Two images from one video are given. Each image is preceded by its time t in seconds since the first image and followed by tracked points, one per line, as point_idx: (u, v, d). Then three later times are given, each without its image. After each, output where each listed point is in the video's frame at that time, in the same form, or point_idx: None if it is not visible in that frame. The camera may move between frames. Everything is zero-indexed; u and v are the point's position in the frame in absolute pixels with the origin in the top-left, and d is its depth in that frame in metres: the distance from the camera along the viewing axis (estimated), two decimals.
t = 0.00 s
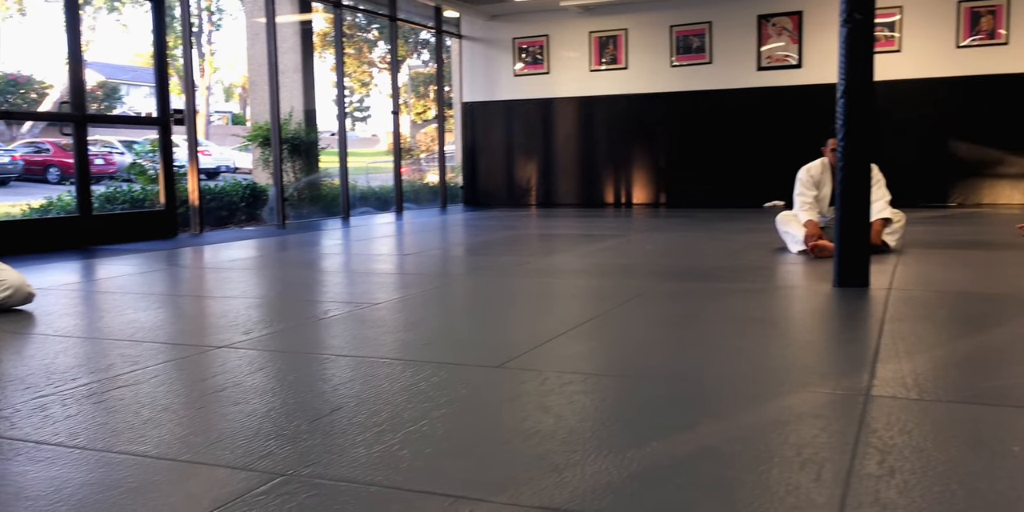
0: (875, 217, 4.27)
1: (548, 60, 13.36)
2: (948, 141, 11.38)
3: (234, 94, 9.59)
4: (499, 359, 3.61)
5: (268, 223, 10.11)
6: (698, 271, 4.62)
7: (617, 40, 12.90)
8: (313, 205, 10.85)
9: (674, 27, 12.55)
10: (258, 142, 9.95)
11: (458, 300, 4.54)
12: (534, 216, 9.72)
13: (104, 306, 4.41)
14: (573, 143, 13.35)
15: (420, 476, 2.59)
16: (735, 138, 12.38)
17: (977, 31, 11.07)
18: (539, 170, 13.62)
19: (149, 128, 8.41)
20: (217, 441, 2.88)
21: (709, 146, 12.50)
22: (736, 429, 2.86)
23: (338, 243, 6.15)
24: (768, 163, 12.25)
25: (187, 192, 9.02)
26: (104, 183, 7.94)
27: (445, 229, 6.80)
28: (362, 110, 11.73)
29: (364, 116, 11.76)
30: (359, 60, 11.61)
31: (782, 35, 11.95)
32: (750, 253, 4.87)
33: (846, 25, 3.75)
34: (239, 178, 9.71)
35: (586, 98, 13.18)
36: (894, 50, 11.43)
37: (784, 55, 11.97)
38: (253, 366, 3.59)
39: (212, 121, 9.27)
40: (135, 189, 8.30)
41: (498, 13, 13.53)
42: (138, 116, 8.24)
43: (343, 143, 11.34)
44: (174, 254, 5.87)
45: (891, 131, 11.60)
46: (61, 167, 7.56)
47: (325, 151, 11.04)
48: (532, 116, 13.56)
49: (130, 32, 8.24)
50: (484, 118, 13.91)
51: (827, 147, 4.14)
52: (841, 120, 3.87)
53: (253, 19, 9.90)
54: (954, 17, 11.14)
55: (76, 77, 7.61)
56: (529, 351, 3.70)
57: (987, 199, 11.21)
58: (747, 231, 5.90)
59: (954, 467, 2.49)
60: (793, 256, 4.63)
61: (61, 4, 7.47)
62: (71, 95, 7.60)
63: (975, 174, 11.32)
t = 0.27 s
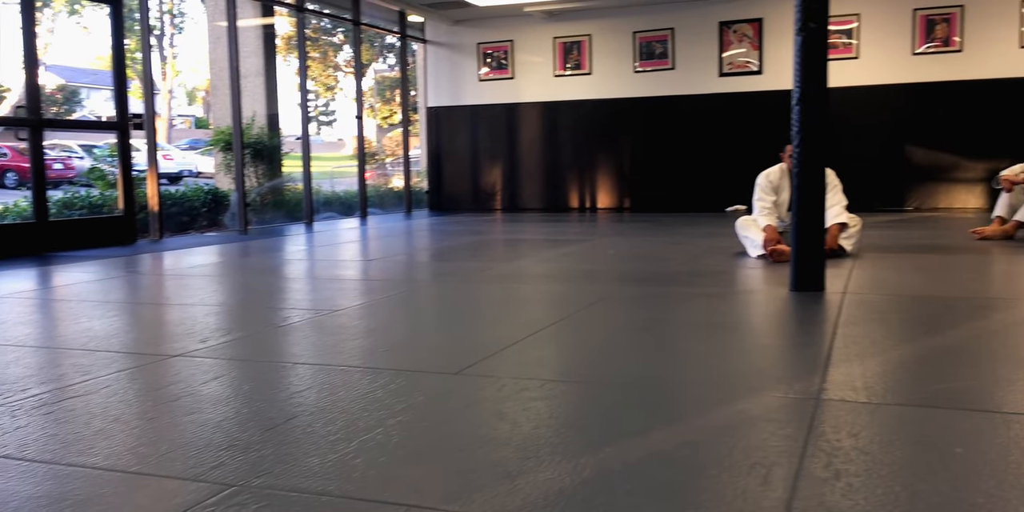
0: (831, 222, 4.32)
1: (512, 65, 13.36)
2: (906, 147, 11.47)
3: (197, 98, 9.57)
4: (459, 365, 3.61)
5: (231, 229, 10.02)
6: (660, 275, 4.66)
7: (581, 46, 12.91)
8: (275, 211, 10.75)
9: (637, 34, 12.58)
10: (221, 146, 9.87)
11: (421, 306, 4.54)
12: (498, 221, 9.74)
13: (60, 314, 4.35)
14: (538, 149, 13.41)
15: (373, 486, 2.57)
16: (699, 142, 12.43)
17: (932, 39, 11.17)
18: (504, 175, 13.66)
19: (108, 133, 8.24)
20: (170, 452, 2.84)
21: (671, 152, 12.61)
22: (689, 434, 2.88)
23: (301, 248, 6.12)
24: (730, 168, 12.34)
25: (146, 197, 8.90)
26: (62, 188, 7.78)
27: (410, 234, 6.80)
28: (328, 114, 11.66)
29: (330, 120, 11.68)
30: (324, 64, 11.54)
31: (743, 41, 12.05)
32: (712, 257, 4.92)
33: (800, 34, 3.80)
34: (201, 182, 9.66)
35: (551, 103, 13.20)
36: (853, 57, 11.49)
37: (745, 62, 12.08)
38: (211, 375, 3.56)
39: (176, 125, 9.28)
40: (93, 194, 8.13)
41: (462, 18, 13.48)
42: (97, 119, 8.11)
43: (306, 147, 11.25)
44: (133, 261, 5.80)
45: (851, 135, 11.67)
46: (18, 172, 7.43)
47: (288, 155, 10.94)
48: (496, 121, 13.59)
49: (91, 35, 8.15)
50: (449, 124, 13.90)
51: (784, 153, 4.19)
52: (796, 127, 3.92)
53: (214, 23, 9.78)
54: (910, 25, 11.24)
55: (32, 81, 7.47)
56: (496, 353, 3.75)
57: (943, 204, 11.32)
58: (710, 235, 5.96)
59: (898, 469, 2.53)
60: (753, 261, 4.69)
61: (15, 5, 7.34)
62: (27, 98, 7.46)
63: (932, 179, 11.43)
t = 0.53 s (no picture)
0: (785, 227, 4.39)
1: (472, 70, 13.35)
2: (860, 152, 11.58)
3: (154, 101, 9.40)
4: (415, 372, 3.60)
5: (186, 235, 9.86)
6: (618, 280, 4.69)
7: (540, 52, 12.92)
8: (233, 216, 10.59)
9: (596, 39, 12.63)
10: (176, 151, 9.72)
11: (380, 312, 4.53)
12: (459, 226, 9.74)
13: (9, 323, 4.26)
14: (498, 154, 13.34)
15: (321, 495, 2.55)
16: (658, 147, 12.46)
17: (884, 46, 11.29)
18: (464, 180, 13.61)
19: (59, 138, 8.06)
20: (115, 464, 2.79)
21: (631, 158, 12.64)
22: (639, 439, 2.90)
23: (260, 254, 6.06)
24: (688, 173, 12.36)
25: (99, 202, 8.73)
26: (13, 194, 7.63)
27: (371, 240, 6.77)
28: (288, 118, 11.60)
29: (291, 124, 11.62)
30: (285, 68, 11.45)
31: (700, 48, 12.08)
32: (669, 262, 4.97)
33: (752, 43, 3.86)
34: (157, 188, 9.50)
35: (512, 108, 13.19)
36: (807, 64, 11.57)
37: (703, 68, 12.09)
38: (164, 386, 3.51)
39: (132, 129, 9.10)
40: (45, 200, 7.97)
41: (422, 23, 13.47)
42: (49, 123, 7.94)
43: (264, 151, 11.10)
44: (87, 268, 5.71)
45: (807, 141, 11.77)
46: None
47: (245, 159, 10.79)
48: (456, 126, 13.56)
49: (43, 38, 7.99)
50: (409, 128, 13.85)
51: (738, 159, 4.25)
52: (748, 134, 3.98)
53: (170, 26, 9.62)
54: (862, 32, 11.35)
55: None
56: (457, 356, 3.79)
57: (896, 208, 11.46)
58: (668, 239, 6.02)
59: (840, 471, 2.58)
60: (709, 265, 4.74)
61: None
62: None
63: (885, 184, 11.55)
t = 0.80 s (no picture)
0: (740, 233, 4.44)
1: (432, 75, 13.33)
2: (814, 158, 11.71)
3: (110, 106, 9.20)
4: (369, 381, 3.57)
5: (141, 242, 9.68)
6: (576, 287, 4.71)
7: (500, 58, 12.92)
8: (189, 222, 10.45)
9: (556, 46, 12.64)
10: (130, 158, 9.48)
11: (338, 320, 4.49)
12: (418, 232, 9.73)
13: None
14: (458, 160, 13.34)
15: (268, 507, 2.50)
16: (618, 153, 12.53)
17: (837, 54, 11.44)
18: (425, 186, 13.58)
19: (9, 142, 7.83)
20: (57, 479, 2.72)
21: (592, 164, 12.69)
22: (589, 446, 2.90)
23: (217, 262, 6.00)
24: (645, 179, 12.45)
25: (50, 209, 8.50)
26: None
27: (331, 246, 6.74)
28: (247, 123, 11.52)
29: (250, 129, 11.57)
30: (244, 72, 11.36)
31: (659, 55, 12.15)
32: (627, 268, 5.00)
33: (705, 52, 3.91)
34: (111, 194, 9.32)
35: (472, 114, 13.16)
36: (763, 72, 11.68)
37: (661, 75, 12.18)
38: (113, 398, 3.44)
39: (87, 134, 8.92)
40: None
41: (381, 28, 13.43)
42: (1, 127, 7.75)
43: (221, 157, 10.96)
44: (38, 276, 5.60)
45: (764, 146, 11.88)
46: None
47: (202, 165, 10.64)
48: (416, 132, 13.53)
49: None
50: (369, 134, 13.80)
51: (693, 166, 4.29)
52: (702, 142, 4.03)
53: (124, 30, 9.35)
54: (816, 40, 11.48)
55: None
56: (416, 362, 3.80)
57: (849, 213, 11.62)
58: (628, 245, 6.07)
59: (787, 477, 2.61)
60: (666, 271, 4.79)
61: None
62: None
63: (838, 189, 11.71)
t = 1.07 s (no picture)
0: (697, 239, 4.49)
1: (392, 81, 13.28)
2: (771, 164, 11.83)
3: (64, 109, 8.97)
4: (324, 390, 3.52)
5: (94, 249, 9.44)
6: (536, 293, 4.72)
7: (460, 63, 12.94)
8: (144, 228, 10.26)
9: (516, 51, 12.66)
10: (83, 162, 9.29)
11: (295, 327, 4.43)
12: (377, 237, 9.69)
13: None
14: (419, 166, 13.31)
15: None
16: (578, 158, 12.57)
17: (792, 61, 11.58)
18: (386, 191, 13.51)
19: None
20: None
21: (552, 169, 12.71)
22: (543, 452, 2.89)
23: (173, 269, 5.92)
24: (603, 183, 12.55)
25: None
26: None
27: (291, 252, 6.69)
28: (206, 127, 11.36)
29: (208, 133, 11.39)
30: (201, 76, 11.20)
31: (618, 61, 12.24)
32: (586, 273, 5.03)
33: (659, 60, 3.97)
34: (64, 200, 9.06)
35: (432, 119, 13.15)
36: (720, 79, 11.79)
37: (620, 81, 12.27)
38: (60, 411, 3.35)
39: (41, 138, 8.64)
40: None
41: (340, 33, 13.32)
42: None
43: (178, 162, 10.77)
44: None
45: (722, 151, 11.97)
46: None
47: (156, 170, 10.44)
48: (377, 138, 13.47)
49: None
50: (328, 139, 13.71)
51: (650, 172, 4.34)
52: (658, 149, 4.07)
53: (78, 33, 9.17)
54: (771, 48, 11.61)
55: None
56: (375, 368, 3.77)
57: (804, 218, 11.76)
58: (588, 250, 6.11)
59: (737, 481, 2.63)
60: (624, 277, 4.82)
61: None
62: None
63: (794, 194, 11.83)
